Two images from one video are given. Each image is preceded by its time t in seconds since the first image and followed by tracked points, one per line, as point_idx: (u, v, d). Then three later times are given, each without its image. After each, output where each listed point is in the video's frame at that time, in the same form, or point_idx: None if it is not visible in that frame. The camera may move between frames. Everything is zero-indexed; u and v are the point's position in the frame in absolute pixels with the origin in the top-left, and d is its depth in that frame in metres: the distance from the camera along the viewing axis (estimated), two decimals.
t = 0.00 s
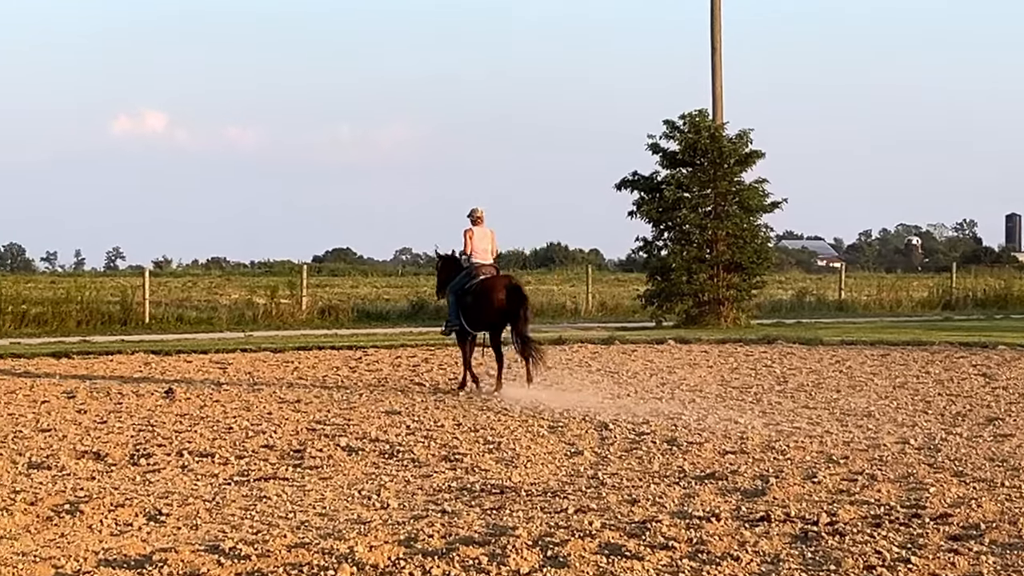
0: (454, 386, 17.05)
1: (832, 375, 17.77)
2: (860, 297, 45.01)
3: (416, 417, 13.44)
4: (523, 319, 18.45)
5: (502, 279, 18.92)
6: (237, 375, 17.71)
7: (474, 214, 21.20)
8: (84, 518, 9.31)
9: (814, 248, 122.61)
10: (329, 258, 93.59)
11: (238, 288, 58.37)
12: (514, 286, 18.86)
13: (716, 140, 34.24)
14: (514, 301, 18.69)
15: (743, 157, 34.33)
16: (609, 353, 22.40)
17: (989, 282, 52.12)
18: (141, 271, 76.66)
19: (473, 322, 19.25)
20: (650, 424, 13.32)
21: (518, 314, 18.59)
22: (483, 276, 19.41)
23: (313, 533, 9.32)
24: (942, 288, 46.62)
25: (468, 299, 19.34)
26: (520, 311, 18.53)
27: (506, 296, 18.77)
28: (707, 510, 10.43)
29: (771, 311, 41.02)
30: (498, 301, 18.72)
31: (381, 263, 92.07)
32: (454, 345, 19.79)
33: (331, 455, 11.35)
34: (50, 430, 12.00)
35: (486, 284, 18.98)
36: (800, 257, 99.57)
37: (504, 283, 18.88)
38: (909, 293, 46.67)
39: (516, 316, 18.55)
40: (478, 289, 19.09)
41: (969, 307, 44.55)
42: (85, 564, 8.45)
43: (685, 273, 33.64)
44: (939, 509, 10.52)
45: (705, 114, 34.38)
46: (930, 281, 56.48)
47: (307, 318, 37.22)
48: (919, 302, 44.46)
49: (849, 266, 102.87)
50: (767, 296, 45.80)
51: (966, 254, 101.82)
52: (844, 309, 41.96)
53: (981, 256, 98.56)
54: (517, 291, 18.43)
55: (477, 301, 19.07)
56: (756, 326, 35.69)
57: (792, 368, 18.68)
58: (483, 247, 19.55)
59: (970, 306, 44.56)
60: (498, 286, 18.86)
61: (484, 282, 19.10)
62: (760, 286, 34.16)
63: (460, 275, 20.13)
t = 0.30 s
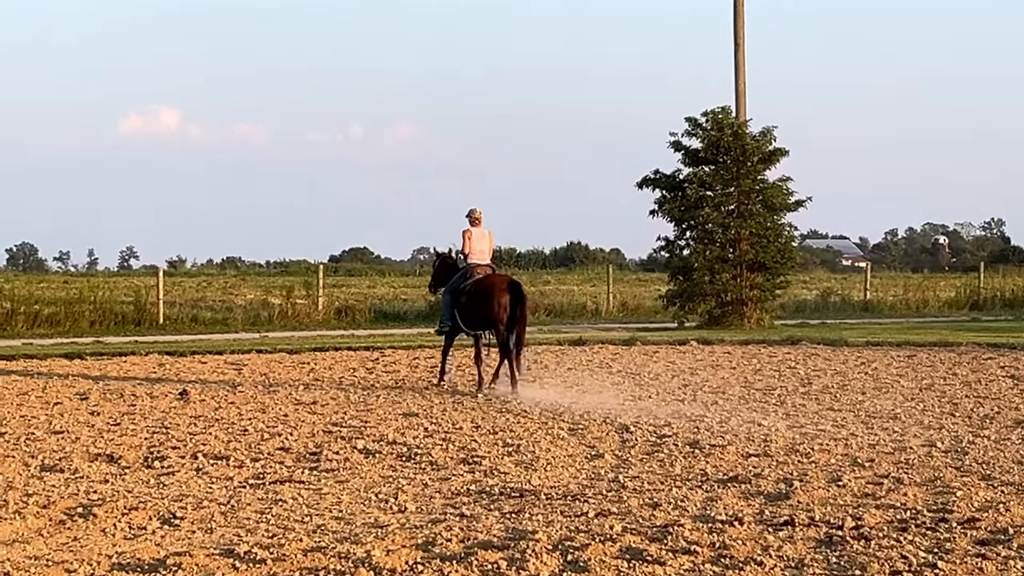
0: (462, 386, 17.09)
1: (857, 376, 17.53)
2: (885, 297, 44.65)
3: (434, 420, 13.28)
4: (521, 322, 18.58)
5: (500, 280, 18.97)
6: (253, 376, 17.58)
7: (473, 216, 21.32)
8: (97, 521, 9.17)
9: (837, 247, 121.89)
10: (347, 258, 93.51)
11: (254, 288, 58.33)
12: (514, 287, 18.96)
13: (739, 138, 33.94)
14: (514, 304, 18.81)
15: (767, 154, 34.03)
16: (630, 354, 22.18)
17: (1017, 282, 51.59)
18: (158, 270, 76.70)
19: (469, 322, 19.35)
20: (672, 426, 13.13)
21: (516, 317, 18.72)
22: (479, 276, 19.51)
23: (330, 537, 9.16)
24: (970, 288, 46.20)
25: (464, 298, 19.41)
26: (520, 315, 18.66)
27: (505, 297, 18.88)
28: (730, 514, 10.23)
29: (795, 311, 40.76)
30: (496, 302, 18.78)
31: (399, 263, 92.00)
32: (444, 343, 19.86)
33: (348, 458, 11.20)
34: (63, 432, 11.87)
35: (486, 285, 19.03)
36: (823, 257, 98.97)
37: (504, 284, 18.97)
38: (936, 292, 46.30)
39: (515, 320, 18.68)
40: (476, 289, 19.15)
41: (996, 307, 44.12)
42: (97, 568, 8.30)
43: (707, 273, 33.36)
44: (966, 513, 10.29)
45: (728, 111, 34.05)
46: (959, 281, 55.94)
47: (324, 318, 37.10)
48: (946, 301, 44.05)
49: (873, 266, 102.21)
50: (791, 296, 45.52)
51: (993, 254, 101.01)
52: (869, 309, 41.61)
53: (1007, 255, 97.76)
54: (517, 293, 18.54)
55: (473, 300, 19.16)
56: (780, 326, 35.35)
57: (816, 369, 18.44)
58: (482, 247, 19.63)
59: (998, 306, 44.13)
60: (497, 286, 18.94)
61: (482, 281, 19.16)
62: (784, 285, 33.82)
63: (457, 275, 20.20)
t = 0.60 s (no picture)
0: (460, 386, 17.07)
1: (892, 378, 17.27)
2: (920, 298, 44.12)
3: (460, 422, 13.11)
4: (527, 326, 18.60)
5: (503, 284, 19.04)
6: (275, 377, 17.45)
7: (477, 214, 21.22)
8: (119, 524, 9.03)
9: (868, 245, 121.10)
10: (373, 258, 93.49)
11: (277, 288, 58.28)
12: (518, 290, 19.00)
13: (771, 135, 33.59)
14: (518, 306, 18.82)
15: (799, 152, 33.67)
16: (659, 355, 21.98)
17: None
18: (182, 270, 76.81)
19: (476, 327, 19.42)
20: (702, 429, 12.92)
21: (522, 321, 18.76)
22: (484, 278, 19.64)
23: (354, 541, 8.99)
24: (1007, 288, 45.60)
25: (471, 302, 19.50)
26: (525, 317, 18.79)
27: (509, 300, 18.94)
28: (762, 518, 10.01)
29: (828, 313, 40.34)
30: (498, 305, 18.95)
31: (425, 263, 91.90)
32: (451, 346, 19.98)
33: (372, 461, 11.04)
34: (84, 434, 11.75)
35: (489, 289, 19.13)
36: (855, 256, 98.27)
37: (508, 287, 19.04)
38: (971, 292, 45.74)
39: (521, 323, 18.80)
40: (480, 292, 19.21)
41: None
42: (117, 571, 8.15)
43: (739, 273, 32.90)
44: (1005, 517, 10.02)
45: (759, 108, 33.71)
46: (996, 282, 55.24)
47: (348, 319, 36.98)
48: (982, 302, 43.46)
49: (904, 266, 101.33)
50: (823, 296, 45.09)
51: None
52: (904, 310, 41.09)
53: None
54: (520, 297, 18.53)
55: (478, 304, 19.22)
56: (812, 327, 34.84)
57: (850, 371, 18.18)
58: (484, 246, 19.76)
59: None
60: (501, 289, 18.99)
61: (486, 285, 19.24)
62: (817, 285, 33.31)
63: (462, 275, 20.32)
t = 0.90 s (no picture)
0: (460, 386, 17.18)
1: (916, 380, 17.05)
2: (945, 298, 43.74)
3: (477, 424, 12.95)
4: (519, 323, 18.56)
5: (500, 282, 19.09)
6: (289, 379, 17.30)
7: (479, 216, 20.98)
8: (131, 528, 8.89)
9: (889, 244, 120.49)
10: (390, 258, 93.25)
11: (291, 288, 58.13)
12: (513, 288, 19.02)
13: (794, 132, 33.25)
14: (511, 303, 18.82)
15: (822, 150, 33.33)
16: (679, 357, 21.79)
17: None
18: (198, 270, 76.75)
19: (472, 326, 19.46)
20: (723, 431, 12.72)
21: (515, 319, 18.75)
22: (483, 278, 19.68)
23: (369, 545, 8.82)
24: None
25: (468, 300, 19.56)
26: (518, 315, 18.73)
27: (503, 297, 18.97)
28: (784, 522, 9.80)
29: (851, 313, 40.07)
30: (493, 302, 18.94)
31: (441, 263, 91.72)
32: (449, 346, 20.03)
33: (387, 464, 10.88)
34: (95, 437, 11.61)
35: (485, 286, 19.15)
36: (877, 255, 97.75)
37: (504, 286, 19.05)
38: (997, 292, 45.33)
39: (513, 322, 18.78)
40: (476, 290, 19.30)
41: None
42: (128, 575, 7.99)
43: (761, 272, 32.61)
44: None
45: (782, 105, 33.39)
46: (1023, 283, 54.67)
47: (363, 319, 36.82)
48: (1008, 303, 43.02)
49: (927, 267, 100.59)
50: (847, 296, 44.78)
51: None
52: (929, 311, 40.72)
53: None
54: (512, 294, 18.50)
55: (475, 303, 19.27)
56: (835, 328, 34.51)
57: (874, 373, 17.95)
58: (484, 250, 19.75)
59: None
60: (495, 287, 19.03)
61: (482, 283, 19.33)
62: (840, 285, 33.00)
63: (463, 276, 20.40)
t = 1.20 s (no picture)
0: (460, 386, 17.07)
1: (947, 382, 16.80)
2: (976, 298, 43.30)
3: (500, 426, 12.79)
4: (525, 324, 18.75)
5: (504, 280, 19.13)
6: (309, 380, 17.19)
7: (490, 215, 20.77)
8: (148, 531, 8.76)
9: (917, 244, 119.67)
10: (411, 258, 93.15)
11: (309, 288, 58.05)
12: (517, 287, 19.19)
13: (822, 129, 32.95)
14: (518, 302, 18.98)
15: (850, 147, 33.01)
16: (705, 357, 21.57)
17: None
18: (217, 270, 76.79)
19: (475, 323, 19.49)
20: (749, 434, 12.53)
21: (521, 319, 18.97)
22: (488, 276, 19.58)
23: (390, 549, 8.66)
24: None
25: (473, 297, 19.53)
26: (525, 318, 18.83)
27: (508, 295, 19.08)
28: (812, 527, 9.56)
29: (880, 313, 39.75)
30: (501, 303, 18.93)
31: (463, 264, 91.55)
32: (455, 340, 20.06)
33: (409, 466, 10.72)
34: (112, 439, 11.49)
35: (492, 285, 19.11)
36: (905, 254, 97.05)
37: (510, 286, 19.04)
38: None
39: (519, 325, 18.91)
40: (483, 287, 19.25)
41: None
42: None
43: (788, 272, 32.34)
44: None
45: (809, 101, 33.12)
46: None
47: (384, 320, 36.69)
48: None
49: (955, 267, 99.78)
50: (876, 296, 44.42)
51: None
52: (960, 311, 40.33)
53: None
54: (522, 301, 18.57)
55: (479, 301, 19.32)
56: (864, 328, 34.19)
57: (904, 375, 17.69)
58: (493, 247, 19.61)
59: None
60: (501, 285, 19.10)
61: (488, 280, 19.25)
62: (869, 284, 32.69)
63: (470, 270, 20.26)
